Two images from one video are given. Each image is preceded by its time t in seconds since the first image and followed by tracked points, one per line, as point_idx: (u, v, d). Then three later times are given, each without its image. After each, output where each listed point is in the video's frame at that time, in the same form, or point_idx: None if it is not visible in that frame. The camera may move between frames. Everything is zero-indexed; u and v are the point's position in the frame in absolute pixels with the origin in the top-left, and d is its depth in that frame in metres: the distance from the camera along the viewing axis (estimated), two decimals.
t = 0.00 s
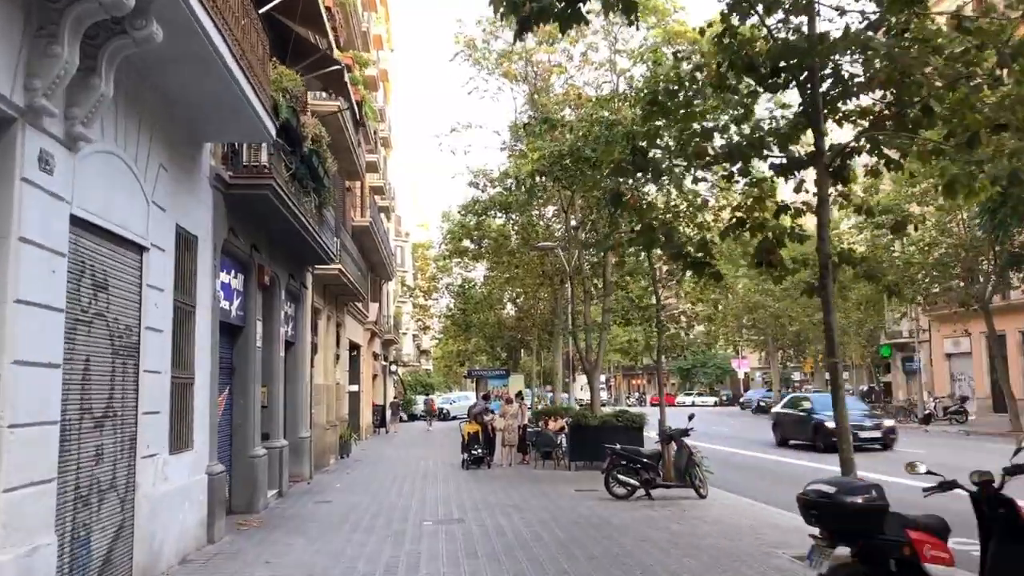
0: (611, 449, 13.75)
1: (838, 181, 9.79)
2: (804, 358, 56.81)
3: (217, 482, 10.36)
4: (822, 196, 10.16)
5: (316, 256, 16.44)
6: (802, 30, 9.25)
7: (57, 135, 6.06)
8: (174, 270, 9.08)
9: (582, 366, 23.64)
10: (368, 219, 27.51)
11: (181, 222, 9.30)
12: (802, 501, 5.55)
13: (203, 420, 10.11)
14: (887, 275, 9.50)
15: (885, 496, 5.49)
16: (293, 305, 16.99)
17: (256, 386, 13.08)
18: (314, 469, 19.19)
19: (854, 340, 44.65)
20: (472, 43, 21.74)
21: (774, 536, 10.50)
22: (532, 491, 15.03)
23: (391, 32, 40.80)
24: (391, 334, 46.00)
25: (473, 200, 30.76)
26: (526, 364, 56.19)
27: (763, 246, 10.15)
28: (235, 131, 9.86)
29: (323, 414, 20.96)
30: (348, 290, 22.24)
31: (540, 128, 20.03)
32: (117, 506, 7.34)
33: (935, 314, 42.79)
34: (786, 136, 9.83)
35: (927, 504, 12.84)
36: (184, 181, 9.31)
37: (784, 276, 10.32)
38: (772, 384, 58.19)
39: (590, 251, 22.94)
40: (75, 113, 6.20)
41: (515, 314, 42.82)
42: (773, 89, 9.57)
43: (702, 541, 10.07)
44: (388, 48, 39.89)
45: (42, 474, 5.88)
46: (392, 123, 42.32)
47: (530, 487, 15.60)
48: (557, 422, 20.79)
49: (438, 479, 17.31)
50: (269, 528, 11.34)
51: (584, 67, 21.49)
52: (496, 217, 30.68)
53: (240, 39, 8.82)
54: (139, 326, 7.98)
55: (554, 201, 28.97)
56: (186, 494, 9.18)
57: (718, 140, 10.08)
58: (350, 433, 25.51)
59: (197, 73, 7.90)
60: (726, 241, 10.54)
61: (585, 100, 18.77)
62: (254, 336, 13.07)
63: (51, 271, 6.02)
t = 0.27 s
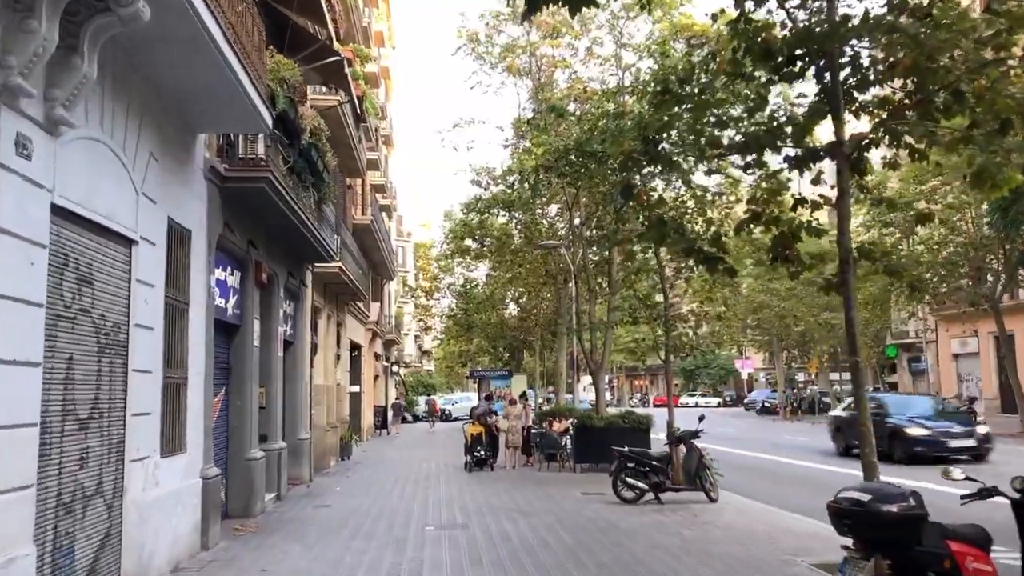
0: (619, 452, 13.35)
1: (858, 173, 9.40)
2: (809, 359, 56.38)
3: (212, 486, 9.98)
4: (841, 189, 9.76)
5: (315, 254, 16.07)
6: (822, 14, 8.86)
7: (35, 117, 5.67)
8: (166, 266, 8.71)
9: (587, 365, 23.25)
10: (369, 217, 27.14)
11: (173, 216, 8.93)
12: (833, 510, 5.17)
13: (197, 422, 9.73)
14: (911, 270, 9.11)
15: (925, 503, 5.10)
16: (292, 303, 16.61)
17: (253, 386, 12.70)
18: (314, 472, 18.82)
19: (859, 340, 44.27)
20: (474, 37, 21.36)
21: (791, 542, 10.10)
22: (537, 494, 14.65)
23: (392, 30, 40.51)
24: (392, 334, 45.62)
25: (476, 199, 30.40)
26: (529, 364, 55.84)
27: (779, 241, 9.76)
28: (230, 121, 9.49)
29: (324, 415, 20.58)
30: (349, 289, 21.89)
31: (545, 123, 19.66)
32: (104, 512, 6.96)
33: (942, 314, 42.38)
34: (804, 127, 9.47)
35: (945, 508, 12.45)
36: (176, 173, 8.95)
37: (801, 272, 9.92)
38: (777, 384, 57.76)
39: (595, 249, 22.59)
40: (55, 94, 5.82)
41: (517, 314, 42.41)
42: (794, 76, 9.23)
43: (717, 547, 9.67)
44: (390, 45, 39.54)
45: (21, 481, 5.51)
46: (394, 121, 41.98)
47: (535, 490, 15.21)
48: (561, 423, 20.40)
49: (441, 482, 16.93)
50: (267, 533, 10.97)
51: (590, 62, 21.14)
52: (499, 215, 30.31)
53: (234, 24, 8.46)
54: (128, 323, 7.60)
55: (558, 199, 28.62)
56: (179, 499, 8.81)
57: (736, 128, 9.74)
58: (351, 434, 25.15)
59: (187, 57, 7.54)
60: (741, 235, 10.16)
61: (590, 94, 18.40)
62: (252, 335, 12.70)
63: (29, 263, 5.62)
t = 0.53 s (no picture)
0: (625, 454, 13.00)
1: (874, 166, 9.09)
2: (813, 359, 56.02)
3: (205, 491, 9.64)
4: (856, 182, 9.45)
5: (314, 252, 15.76)
6: None
7: (11, 103, 5.37)
8: (156, 262, 8.40)
9: (590, 366, 22.93)
10: (370, 216, 26.82)
11: (164, 211, 8.61)
12: (860, 521, 4.89)
13: (189, 423, 9.40)
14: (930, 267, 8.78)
15: (958, 512, 4.80)
16: (291, 303, 16.30)
17: (250, 387, 12.39)
18: (314, 474, 18.50)
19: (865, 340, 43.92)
20: (477, 32, 21.05)
21: (803, 548, 9.76)
22: (541, 497, 14.32)
23: (394, 28, 40.23)
24: (394, 334, 45.31)
25: (478, 197, 30.11)
26: (531, 365, 55.52)
27: (792, 236, 9.42)
28: (224, 113, 9.18)
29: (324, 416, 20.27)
30: (349, 288, 21.59)
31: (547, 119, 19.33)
32: (87, 520, 6.64)
33: (949, 314, 42.00)
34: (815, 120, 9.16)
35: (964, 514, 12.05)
36: (167, 166, 8.64)
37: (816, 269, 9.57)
38: (781, 384, 57.38)
39: (598, 248, 22.27)
40: (31, 78, 5.53)
41: (520, 314, 42.09)
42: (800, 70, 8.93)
43: (728, 554, 9.32)
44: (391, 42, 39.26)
45: None
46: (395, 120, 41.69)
47: (538, 493, 14.88)
48: (565, 424, 20.06)
49: (442, 484, 16.61)
50: (263, 539, 10.63)
51: (593, 57, 20.84)
52: (501, 214, 29.99)
53: (227, 11, 8.15)
54: (115, 321, 7.30)
55: (561, 198, 28.33)
56: (170, 504, 8.49)
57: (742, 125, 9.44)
58: (352, 435, 24.85)
59: (177, 42, 7.23)
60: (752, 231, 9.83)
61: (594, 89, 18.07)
62: (248, 335, 12.38)
63: (4, 256, 5.31)
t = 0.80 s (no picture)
0: (632, 457, 12.61)
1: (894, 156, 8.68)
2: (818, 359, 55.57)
3: (196, 496, 9.24)
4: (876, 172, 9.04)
5: (312, 249, 15.39)
6: None
7: None
8: (142, 256, 8.01)
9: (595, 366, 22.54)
10: (370, 213, 26.45)
11: (151, 203, 8.23)
12: (894, 531, 4.50)
13: (179, 425, 9.01)
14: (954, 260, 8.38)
15: (1003, 521, 4.40)
16: (289, 301, 15.92)
17: (245, 387, 12.01)
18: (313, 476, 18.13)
19: (871, 340, 43.49)
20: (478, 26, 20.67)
21: (819, 555, 9.35)
22: (545, 500, 13.94)
23: (395, 26, 39.86)
24: (395, 334, 44.92)
25: (480, 195, 29.73)
26: (534, 365, 55.13)
27: (809, 228, 9.02)
28: (214, 103, 8.80)
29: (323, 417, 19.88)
30: (349, 287, 21.22)
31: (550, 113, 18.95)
32: (65, 528, 6.25)
33: (956, 313, 41.55)
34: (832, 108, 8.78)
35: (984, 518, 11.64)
36: (154, 156, 8.25)
37: (832, 263, 9.17)
38: (786, 385, 56.95)
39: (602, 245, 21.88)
40: None
41: (523, 313, 41.71)
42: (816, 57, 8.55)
43: (740, 562, 8.91)
44: (392, 39, 38.89)
45: None
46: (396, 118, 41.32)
47: (542, 496, 14.48)
48: (569, 425, 19.67)
49: (444, 487, 16.22)
50: (256, 545, 10.23)
51: (598, 50, 20.47)
52: (504, 212, 29.60)
53: None
54: (97, 317, 6.91)
55: (564, 196, 27.96)
56: (158, 510, 8.10)
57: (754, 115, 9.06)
58: (353, 436, 24.48)
59: (162, 23, 6.85)
60: (766, 224, 9.43)
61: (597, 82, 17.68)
62: (243, 333, 11.99)
63: None
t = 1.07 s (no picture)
0: (638, 458, 12.22)
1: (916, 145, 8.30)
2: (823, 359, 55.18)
3: (187, 499, 8.87)
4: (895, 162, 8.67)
5: (311, 245, 15.03)
6: None
7: None
8: (129, 250, 7.65)
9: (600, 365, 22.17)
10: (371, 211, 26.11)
11: (139, 194, 7.87)
12: (935, 540, 4.19)
13: (169, 426, 8.65)
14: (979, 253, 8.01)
15: None
16: (287, 299, 15.57)
17: (240, 387, 11.65)
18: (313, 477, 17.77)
19: (877, 339, 43.09)
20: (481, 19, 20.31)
21: (836, 561, 8.98)
22: (549, 503, 13.58)
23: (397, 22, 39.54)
24: (398, 334, 44.61)
25: (482, 193, 29.39)
26: (537, 365, 54.76)
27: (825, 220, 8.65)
28: (205, 90, 8.44)
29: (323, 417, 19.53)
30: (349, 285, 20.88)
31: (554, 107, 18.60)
32: (43, 535, 5.90)
33: (963, 312, 41.14)
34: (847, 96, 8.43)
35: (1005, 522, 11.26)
36: (141, 145, 7.89)
37: (850, 257, 8.80)
38: (791, 385, 56.56)
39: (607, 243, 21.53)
40: None
41: (526, 312, 41.36)
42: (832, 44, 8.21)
43: (755, 569, 8.54)
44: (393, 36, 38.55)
45: None
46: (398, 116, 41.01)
47: (547, 499, 14.13)
48: (573, 425, 19.31)
49: (445, 489, 15.87)
50: (252, 550, 9.88)
51: (602, 44, 20.13)
52: (507, 210, 29.25)
53: None
54: (78, 312, 6.56)
55: (567, 193, 27.61)
56: (145, 514, 7.74)
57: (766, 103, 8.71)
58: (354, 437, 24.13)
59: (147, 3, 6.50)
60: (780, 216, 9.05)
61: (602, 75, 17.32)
62: (238, 331, 11.63)
63: None
